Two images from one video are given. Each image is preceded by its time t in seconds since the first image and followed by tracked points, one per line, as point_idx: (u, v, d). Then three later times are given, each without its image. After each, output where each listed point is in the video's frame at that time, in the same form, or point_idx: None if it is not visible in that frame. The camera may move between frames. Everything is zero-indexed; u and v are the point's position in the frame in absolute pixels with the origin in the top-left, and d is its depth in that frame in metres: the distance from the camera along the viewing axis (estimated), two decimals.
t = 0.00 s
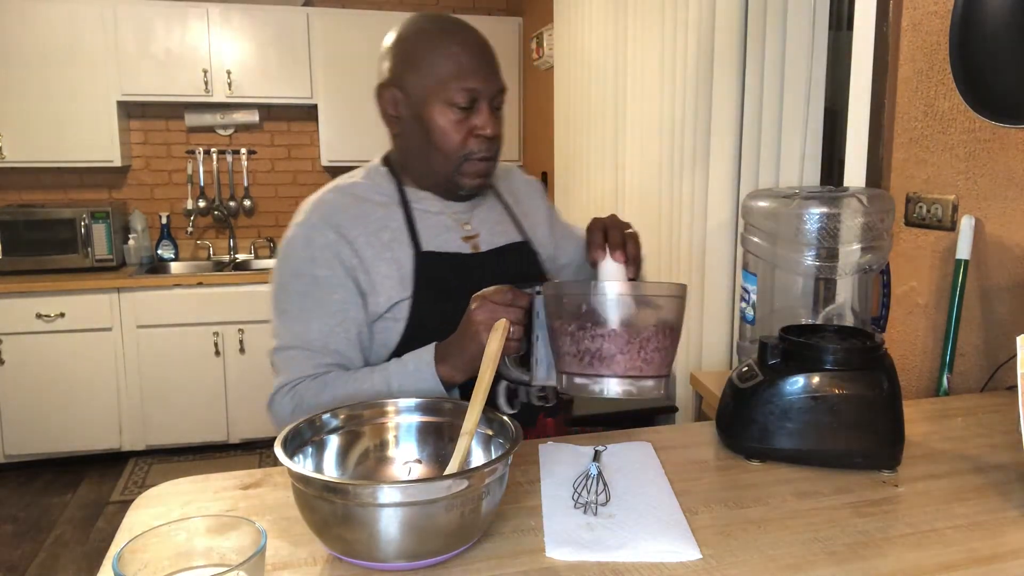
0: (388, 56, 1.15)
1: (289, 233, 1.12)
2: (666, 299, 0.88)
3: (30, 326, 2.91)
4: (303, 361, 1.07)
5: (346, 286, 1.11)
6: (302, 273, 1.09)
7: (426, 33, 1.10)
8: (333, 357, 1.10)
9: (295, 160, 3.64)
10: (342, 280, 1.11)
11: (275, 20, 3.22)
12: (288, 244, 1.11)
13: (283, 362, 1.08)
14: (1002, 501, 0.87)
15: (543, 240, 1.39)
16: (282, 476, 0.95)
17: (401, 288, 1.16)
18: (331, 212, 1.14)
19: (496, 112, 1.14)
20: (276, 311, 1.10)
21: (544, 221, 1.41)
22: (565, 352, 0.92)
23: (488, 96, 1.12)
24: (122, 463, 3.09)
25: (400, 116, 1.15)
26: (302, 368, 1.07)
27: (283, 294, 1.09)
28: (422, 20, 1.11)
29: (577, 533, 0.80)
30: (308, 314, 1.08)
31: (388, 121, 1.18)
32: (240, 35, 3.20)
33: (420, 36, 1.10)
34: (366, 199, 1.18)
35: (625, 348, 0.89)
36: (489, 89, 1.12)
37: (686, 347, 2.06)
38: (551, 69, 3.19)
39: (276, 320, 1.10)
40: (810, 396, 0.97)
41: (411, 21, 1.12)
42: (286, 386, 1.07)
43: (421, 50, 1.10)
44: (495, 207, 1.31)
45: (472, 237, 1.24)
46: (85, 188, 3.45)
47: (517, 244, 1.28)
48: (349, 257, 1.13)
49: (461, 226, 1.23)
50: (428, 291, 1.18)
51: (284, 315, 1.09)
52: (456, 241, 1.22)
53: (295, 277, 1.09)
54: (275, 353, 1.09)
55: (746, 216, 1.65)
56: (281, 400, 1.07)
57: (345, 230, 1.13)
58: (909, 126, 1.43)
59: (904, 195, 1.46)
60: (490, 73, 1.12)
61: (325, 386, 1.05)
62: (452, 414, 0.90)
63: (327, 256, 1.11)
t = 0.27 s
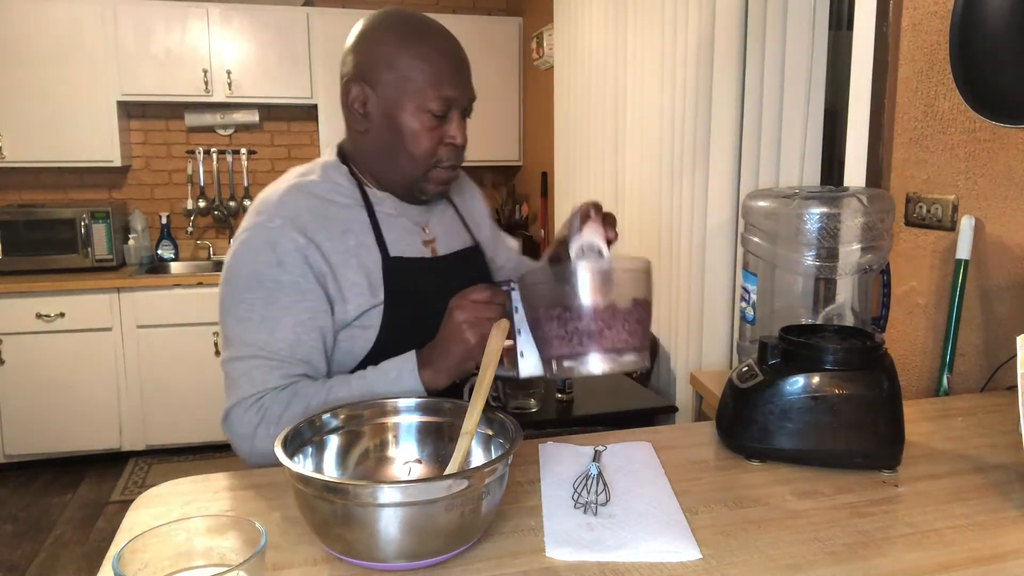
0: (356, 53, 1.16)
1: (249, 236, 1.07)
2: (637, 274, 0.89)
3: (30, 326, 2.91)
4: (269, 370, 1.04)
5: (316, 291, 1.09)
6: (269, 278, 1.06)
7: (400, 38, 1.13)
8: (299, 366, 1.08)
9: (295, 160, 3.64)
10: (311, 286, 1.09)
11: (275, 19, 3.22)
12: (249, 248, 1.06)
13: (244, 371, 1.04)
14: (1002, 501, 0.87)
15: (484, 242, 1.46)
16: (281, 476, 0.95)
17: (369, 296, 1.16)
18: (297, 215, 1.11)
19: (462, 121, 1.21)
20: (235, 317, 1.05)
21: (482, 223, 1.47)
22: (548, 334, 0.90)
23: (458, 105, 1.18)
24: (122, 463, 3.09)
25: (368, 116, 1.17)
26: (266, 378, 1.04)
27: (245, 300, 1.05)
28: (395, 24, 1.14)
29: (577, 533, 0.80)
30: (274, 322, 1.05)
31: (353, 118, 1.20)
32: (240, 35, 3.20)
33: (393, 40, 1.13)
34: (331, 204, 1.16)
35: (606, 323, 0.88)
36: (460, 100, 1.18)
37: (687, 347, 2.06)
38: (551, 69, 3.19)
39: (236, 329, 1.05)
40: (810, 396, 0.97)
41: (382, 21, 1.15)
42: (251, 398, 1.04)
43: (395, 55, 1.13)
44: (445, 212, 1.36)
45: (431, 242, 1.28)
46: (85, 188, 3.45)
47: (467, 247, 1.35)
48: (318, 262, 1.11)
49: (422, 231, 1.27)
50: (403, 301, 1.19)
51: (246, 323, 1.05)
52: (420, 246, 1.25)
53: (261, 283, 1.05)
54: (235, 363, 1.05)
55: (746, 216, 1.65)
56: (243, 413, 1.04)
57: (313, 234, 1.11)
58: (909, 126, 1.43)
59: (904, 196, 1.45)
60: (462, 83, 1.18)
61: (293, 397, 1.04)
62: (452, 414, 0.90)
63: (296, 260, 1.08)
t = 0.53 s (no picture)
0: (354, 58, 1.16)
1: (266, 227, 1.05)
2: (622, 236, 0.95)
3: (30, 326, 2.91)
4: (292, 362, 1.04)
5: (337, 282, 1.08)
6: (289, 269, 1.05)
7: (402, 42, 1.13)
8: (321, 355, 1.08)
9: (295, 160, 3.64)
10: (333, 276, 1.08)
11: (275, 20, 3.22)
12: (267, 239, 1.05)
13: (267, 364, 1.03)
14: (1002, 501, 0.87)
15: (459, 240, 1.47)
16: (281, 476, 0.95)
17: (383, 283, 1.16)
18: (313, 205, 1.09)
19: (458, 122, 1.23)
20: (253, 312, 1.04)
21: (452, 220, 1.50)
22: (555, 300, 0.93)
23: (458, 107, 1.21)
24: (122, 463, 3.09)
25: (373, 120, 1.17)
26: (289, 368, 1.04)
27: (263, 295, 1.04)
28: (394, 28, 1.14)
29: (577, 533, 0.80)
30: (294, 315, 1.05)
31: (354, 123, 1.18)
32: (240, 36, 3.20)
33: (395, 46, 1.13)
34: (340, 196, 1.15)
35: (607, 282, 0.93)
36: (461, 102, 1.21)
37: (687, 347, 2.06)
38: (551, 70, 3.19)
39: (253, 321, 1.04)
40: (810, 396, 0.97)
41: (379, 26, 1.15)
42: (276, 390, 1.03)
43: (401, 59, 1.13)
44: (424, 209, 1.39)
45: (422, 232, 1.30)
46: (85, 188, 3.45)
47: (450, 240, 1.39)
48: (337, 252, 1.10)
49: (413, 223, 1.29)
50: (415, 291, 1.20)
51: (265, 315, 1.04)
52: (413, 236, 1.27)
53: (279, 277, 1.04)
54: (254, 356, 1.04)
55: (746, 216, 1.64)
56: (266, 406, 1.04)
57: (331, 224, 1.10)
58: (909, 126, 1.44)
59: (905, 195, 1.46)
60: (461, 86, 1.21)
61: (319, 386, 1.04)
62: (452, 414, 0.90)
63: (317, 251, 1.07)
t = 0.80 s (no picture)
0: (394, 80, 1.19)
1: (327, 218, 1.10)
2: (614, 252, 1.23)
3: (31, 326, 2.91)
4: (351, 341, 1.11)
5: (389, 271, 1.14)
6: (348, 258, 1.10)
7: (424, 56, 1.20)
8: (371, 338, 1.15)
9: (294, 160, 3.64)
10: (388, 266, 1.14)
11: (275, 19, 3.22)
12: (327, 229, 1.10)
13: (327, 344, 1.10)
14: (1002, 501, 0.87)
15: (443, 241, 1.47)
16: (281, 476, 0.95)
17: (424, 269, 1.23)
18: (368, 198, 1.14)
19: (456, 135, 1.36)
20: (315, 295, 1.10)
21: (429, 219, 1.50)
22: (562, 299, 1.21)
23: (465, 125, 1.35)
24: (122, 463, 3.09)
25: (424, 131, 1.23)
26: (347, 349, 1.11)
27: (324, 280, 1.09)
28: (413, 44, 1.20)
29: (577, 533, 0.80)
30: (353, 298, 1.11)
31: (402, 140, 1.23)
32: (240, 36, 3.20)
33: (434, 64, 1.20)
34: (383, 189, 1.20)
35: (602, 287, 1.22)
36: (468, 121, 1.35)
37: (687, 347, 2.06)
38: (552, 70, 3.19)
39: (312, 305, 1.10)
40: (810, 396, 0.97)
41: (398, 48, 1.20)
42: (333, 369, 1.10)
43: (432, 71, 1.20)
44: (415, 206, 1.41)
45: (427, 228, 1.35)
46: (85, 188, 3.45)
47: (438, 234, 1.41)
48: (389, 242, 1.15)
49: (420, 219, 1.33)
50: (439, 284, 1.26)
51: (325, 300, 1.10)
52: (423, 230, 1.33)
53: (339, 263, 1.10)
54: (312, 337, 1.10)
55: (746, 216, 1.64)
56: (325, 383, 1.11)
57: (384, 216, 1.15)
58: (909, 126, 1.45)
59: (905, 195, 1.47)
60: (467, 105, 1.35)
61: (377, 365, 1.12)
62: (452, 414, 0.90)
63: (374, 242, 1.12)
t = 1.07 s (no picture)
0: (412, 88, 1.25)
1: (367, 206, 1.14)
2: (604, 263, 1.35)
3: (31, 326, 2.91)
4: (390, 324, 1.14)
5: (423, 259, 1.19)
6: (390, 244, 1.14)
7: (434, 66, 1.27)
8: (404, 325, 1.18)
9: (295, 160, 3.64)
10: (422, 253, 1.18)
11: (275, 19, 3.22)
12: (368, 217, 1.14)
13: (368, 326, 1.12)
14: (1002, 501, 0.87)
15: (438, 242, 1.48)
16: (281, 476, 0.95)
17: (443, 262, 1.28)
18: (402, 190, 1.19)
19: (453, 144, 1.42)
20: (355, 280, 1.12)
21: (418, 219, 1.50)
22: (552, 305, 1.34)
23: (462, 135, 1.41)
24: (122, 463, 3.09)
25: (438, 137, 1.29)
26: (387, 332, 1.13)
27: (364, 264, 1.12)
28: (423, 56, 1.27)
29: (577, 533, 0.80)
30: (391, 283, 1.14)
31: (414, 144, 1.28)
32: (240, 36, 3.20)
33: (447, 76, 1.27)
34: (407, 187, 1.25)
35: (589, 297, 1.35)
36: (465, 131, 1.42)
37: (687, 347, 2.05)
38: (552, 70, 3.19)
39: (354, 289, 1.12)
40: (810, 396, 0.97)
41: (410, 61, 1.26)
42: (376, 351, 1.12)
43: (443, 80, 1.27)
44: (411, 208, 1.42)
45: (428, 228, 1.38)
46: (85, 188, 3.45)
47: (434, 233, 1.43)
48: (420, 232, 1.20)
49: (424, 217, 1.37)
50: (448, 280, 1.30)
51: (367, 284, 1.12)
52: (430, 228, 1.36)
53: (378, 248, 1.13)
54: (354, 320, 1.12)
55: (746, 216, 1.64)
56: (369, 365, 1.12)
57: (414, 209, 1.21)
58: (910, 126, 1.45)
59: (905, 195, 1.47)
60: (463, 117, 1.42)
61: (414, 348, 1.16)
62: (452, 414, 0.90)
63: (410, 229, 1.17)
